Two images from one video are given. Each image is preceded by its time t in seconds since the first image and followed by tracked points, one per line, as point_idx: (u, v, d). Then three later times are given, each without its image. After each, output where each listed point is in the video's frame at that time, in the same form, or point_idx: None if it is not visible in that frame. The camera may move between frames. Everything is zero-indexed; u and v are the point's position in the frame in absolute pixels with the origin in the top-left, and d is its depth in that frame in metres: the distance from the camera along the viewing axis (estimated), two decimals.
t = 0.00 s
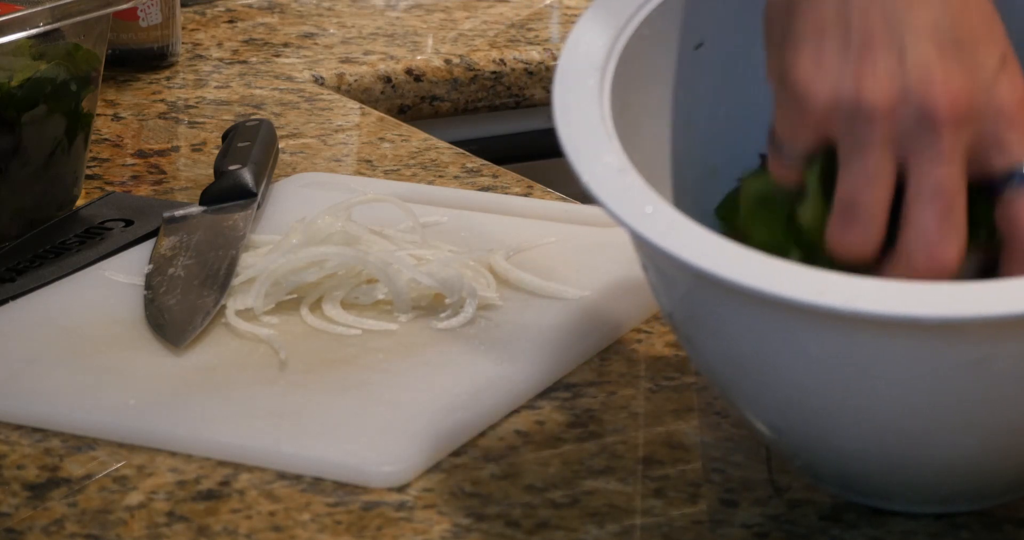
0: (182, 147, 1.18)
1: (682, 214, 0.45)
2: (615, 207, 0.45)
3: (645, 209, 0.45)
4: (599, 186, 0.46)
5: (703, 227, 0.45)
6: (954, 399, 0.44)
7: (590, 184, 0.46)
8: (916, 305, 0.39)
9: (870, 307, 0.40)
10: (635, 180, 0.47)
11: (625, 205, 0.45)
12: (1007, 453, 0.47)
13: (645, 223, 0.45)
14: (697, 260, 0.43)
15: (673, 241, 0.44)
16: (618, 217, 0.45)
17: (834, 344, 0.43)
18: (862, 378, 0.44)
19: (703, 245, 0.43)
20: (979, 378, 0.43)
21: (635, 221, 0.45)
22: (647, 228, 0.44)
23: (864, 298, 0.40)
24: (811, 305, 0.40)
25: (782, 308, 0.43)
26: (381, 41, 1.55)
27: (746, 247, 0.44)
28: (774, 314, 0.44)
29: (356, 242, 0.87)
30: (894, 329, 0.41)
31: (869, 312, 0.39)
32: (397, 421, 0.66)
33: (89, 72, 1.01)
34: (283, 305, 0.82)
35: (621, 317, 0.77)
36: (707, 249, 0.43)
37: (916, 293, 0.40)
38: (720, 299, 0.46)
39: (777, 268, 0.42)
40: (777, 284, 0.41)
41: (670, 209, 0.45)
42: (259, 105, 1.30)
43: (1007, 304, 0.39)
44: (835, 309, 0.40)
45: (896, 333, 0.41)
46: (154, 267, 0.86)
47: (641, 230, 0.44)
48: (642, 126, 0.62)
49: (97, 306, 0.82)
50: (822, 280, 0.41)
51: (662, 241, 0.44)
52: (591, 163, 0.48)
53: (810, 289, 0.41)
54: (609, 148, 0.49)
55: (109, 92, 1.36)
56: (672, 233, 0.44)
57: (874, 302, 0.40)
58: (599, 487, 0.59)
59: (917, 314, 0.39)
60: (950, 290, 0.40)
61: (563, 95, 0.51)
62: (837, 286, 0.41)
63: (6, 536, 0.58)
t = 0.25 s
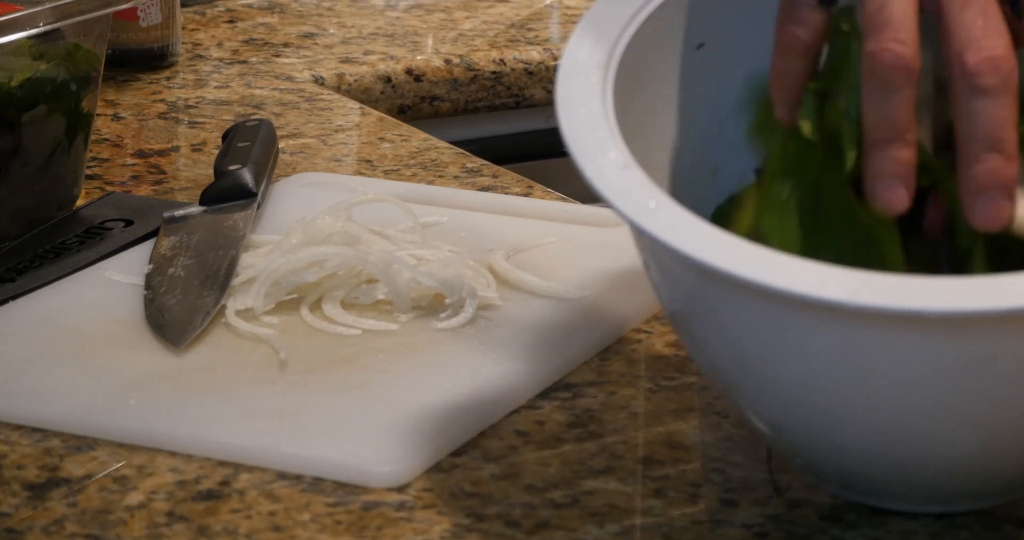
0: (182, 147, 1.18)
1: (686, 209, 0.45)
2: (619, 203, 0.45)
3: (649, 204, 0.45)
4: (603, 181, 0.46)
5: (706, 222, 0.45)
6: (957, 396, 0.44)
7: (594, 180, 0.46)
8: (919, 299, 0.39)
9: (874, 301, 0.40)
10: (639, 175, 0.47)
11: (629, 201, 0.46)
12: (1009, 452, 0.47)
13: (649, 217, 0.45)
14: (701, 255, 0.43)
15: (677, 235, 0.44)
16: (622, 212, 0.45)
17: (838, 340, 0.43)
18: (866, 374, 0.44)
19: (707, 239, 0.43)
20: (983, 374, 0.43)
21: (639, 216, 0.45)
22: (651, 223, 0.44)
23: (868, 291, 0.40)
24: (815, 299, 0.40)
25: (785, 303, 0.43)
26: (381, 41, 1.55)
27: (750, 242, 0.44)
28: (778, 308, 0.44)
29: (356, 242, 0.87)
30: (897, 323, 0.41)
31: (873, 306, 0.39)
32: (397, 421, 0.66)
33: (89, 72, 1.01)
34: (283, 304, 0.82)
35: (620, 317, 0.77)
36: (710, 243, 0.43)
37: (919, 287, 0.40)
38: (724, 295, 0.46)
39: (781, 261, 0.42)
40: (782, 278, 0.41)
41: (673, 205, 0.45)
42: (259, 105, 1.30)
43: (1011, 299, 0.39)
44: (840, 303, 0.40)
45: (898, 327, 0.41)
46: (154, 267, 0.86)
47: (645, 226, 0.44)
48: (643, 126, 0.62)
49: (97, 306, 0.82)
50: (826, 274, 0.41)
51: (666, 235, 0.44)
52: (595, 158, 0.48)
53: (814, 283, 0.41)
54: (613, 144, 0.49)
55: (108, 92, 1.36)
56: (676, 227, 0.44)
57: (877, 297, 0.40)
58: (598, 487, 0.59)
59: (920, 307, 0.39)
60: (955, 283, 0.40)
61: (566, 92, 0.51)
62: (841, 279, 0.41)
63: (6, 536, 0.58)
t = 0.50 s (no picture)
0: (182, 147, 1.18)
1: (687, 210, 0.45)
2: (621, 203, 0.45)
3: (650, 204, 0.45)
4: (605, 182, 0.46)
5: (708, 223, 0.45)
6: (958, 395, 0.44)
7: (596, 181, 0.47)
8: (921, 299, 0.39)
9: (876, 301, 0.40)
10: (640, 176, 0.47)
11: (631, 201, 0.46)
12: (1009, 451, 0.47)
13: (651, 218, 0.45)
14: (703, 256, 0.43)
15: (679, 236, 0.44)
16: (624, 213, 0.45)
17: (839, 340, 0.43)
18: (867, 375, 0.44)
19: (709, 240, 0.43)
20: (985, 373, 0.43)
21: (641, 216, 0.45)
22: (652, 224, 0.44)
23: (870, 292, 0.40)
24: (817, 299, 0.40)
25: (787, 304, 0.43)
26: (381, 41, 1.55)
27: (752, 242, 0.44)
28: (780, 309, 0.44)
29: (356, 242, 0.87)
30: (898, 324, 0.41)
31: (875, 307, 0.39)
32: (397, 421, 0.66)
33: (89, 72, 1.01)
34: (283, 305, 0.82)
35: (620, 316, 0.77)
36: (712, 244, 0.43)
37: (921, 288, 0.40)
38: (725, 296, 0.46)
39: (783, 262, 0.42)
40: (784, 279, 0.41)
41: (675, 205, 0.45)
42: (259, 105, 1.30)
43: (1013, 299, 0.39)
44: (842, 304, 0.40)
45: (900, 327, 0.41)
46: (154, 267, 0.86)
47: (647, 226, 0.44)
48: (642, 127, 0.62)
49: (97, 305, 0.82)
50: (828, 275, 0.41)
51: (668, 236, 0.44)
52: (596, 159, 0.48)
53: (816, 283, 0.41)
54: (614, 144, 0.49)
55: (109, 92, 1.36)
56: (677, 228, 0.44)
57: (879, 297, 0.40)
58: (599, 487, 0.59)
59: (922, 308, 0.39)
60: (957, 283, 0.40)
61: (567, 92, 0.51)
62: (844, 280, 0.41)
63: (6, 536, 0.58)
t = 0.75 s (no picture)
0: (182, 147, 1.18)
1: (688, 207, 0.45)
2: (622, 201, 0.45)
3: (651, 202, 0.45)
4: (605, 180, 0.46)
5: (708, 220, 0.45)
6: (959, 393, 0.44)
7: (597, 179, 0.46)
8: (923, 294, 0.39)
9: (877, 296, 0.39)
10: (641, 174, 0.47)
11: (631, 199, 0.46)
12: (1009, 450, 0.47)
13: (651, 215, 0.45)
14: (704, 253, 0.43)
15: (680, 233, 0.44)
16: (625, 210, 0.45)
17: (840, 338, 0.43)
18: (867, 372, 0.44)
19: (710, 236, 0.43)
20: (986, 371, 0.43)
21: (642, 214, 0.45)
22: (653, 220, 0.44)
23: (872, 287, 0.40)
24: (818, 295, 0.40)
25: (787, 301, 0.43)
26: (381, 41, 1.55)
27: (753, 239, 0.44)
28: (781, 307, 0.44)
29: (356, 242, 0.87)
30: (899, 321, 0.41)
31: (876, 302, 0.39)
32: (397, 421, 0.65)
33: (89, 72, 1.01)
34: (283, 305, 0.82)
35: (620, 316, 0.77)
36: (714, 240, 0.43)
37: (923, 283, 0.40)
38: (726, 294, 0.46)
39: (784, 258, 0.42)
40: (785, 275, 0.41)
41: (676, 203, 0.45)
42: (259, 105, 1.30)
43: (1014, 294, 0.39)
44: (842, 299, 0.40)
45: (900, 324, 0.41)
46: (154, 267, 0.86)
47: (649, 224, 0.44)
48: (642, 126, 0.62)
49: (97, 305, 0.82)
50: (829, 271, 0.41)
51: (669, 232, 0.44)
52: (597, 157, 0.48)
53: (816, 280, 0.41)
54: (614, 143, 0.49)
55: (109, 92, 1.36)
56: (678, 225, 0.44)
57: (880, 292, 0.39)
58: (598, 487, 0.59)
59: (924, 303, 0.39)
60: (958, 279, 0.40)
61: (567, 92, 0.51)
62: (845, 276, 0.41)
63: (6, 536, 0.58)
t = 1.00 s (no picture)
0: (182, 148, 1.18)
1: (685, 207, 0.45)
2: (619, 202, 0.45)
3: (648, 203, 0.45)
4: (603, 182, 0.46)
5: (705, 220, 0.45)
6: (957, 393, 0.44)
7: (594, 180, 0.47)
8: (920, 295, 0.39)
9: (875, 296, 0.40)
10: (638, 175, 0.47)
11: (628, 200, 0.46)
12: (1009, 449, 0.47)
13: (648, 216, 0.45)
14: (701, 254, 0.43)
15: (677, 234, 0.44)
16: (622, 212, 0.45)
17: (837, 337, 0.43)
18: (865, 372, 0.44)
19: (707, 237, 0.43)
20: (984, 370, 0.43)
21: (639, 215, 0.45)
22: (650, 222, 0.44)
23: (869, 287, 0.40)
24: (815, 295, 0.40)
25: (785, 301, 0.43)
26: (381, 41, 1.55)
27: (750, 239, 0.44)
28: (778, 307, 0.44)
29: (356, 242, 0.87)
30: (896, 320, 0.41)
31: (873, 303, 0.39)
32: (396, 421, 0.65)
33: (89, 72, 1.01)
34: (283, 305, 0.82)
35: (620, 316, 0.77)
36: (711, 240, 0.43)
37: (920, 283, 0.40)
38: (724, 294, 0.46)
39: (782, 259, 0.42)
40: (782, 275, 0.41)
41: (673, 203, 0.45)
42: (259, 105, 1.30)
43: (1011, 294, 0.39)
44: (841, 299, 0.40)
45: (897, 323, 0.41)
46: (154, 267, 0.86)
47: (646, 225, 0.44)
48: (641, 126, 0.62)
49: (97, 305, 0.82)
50: (826, 271, 0.41)
51: (666, 233, 0.44)
52: (594, 158, 0.48)
53: (813, 280, 0.41)
54: (611, 143, 0.49)
55: (109, 92, 1.36)
56: (675, 226, 0.44)
57: (877, 293, 0.40)
58: (598, 487, 0.59)
59: (921, 303, 0.39)
60: (956, 279, 0.40)
61: (564, 92, 0.51)
62: (842, 276, 0.41)
63: (6, 536, 0.58)
